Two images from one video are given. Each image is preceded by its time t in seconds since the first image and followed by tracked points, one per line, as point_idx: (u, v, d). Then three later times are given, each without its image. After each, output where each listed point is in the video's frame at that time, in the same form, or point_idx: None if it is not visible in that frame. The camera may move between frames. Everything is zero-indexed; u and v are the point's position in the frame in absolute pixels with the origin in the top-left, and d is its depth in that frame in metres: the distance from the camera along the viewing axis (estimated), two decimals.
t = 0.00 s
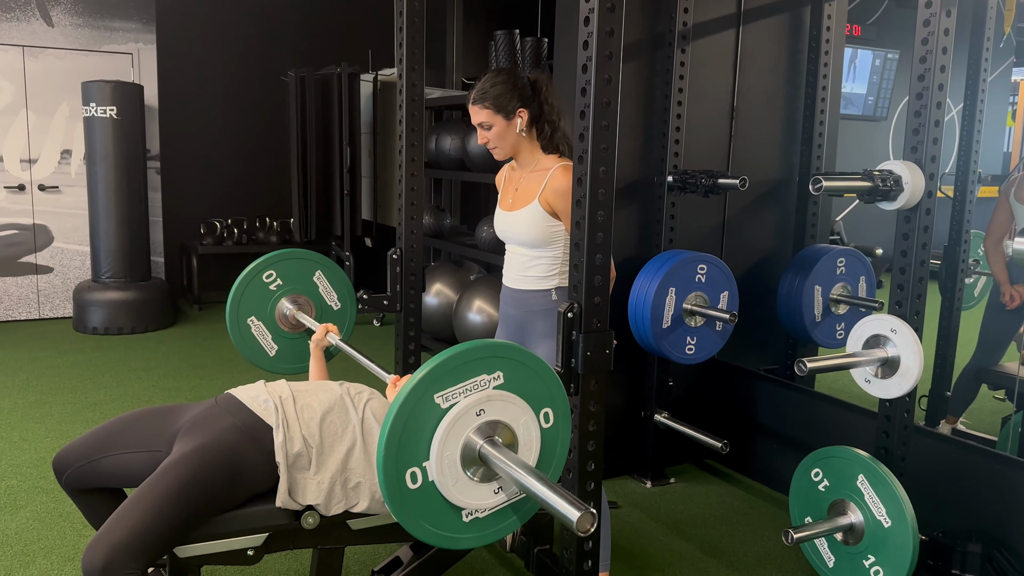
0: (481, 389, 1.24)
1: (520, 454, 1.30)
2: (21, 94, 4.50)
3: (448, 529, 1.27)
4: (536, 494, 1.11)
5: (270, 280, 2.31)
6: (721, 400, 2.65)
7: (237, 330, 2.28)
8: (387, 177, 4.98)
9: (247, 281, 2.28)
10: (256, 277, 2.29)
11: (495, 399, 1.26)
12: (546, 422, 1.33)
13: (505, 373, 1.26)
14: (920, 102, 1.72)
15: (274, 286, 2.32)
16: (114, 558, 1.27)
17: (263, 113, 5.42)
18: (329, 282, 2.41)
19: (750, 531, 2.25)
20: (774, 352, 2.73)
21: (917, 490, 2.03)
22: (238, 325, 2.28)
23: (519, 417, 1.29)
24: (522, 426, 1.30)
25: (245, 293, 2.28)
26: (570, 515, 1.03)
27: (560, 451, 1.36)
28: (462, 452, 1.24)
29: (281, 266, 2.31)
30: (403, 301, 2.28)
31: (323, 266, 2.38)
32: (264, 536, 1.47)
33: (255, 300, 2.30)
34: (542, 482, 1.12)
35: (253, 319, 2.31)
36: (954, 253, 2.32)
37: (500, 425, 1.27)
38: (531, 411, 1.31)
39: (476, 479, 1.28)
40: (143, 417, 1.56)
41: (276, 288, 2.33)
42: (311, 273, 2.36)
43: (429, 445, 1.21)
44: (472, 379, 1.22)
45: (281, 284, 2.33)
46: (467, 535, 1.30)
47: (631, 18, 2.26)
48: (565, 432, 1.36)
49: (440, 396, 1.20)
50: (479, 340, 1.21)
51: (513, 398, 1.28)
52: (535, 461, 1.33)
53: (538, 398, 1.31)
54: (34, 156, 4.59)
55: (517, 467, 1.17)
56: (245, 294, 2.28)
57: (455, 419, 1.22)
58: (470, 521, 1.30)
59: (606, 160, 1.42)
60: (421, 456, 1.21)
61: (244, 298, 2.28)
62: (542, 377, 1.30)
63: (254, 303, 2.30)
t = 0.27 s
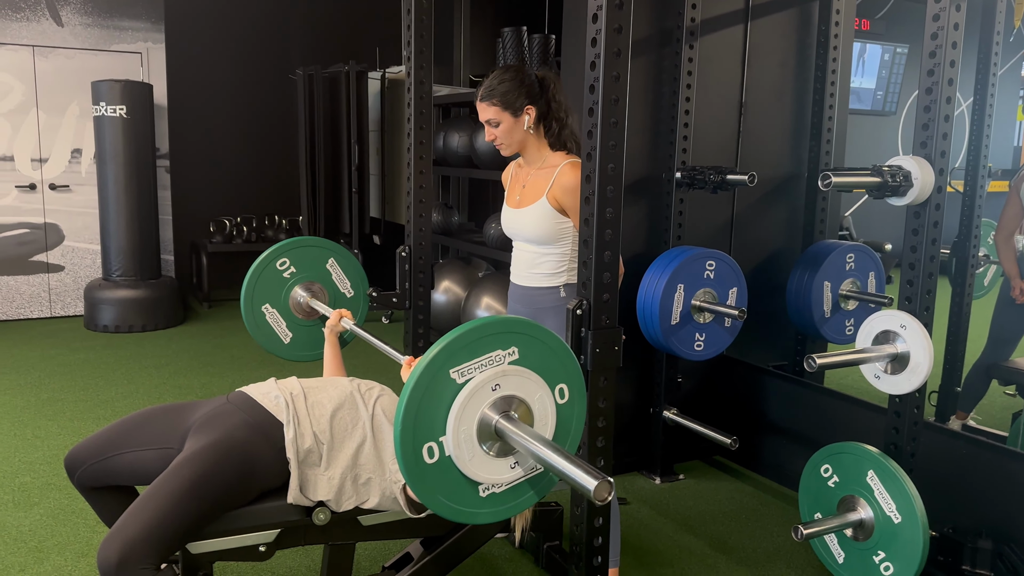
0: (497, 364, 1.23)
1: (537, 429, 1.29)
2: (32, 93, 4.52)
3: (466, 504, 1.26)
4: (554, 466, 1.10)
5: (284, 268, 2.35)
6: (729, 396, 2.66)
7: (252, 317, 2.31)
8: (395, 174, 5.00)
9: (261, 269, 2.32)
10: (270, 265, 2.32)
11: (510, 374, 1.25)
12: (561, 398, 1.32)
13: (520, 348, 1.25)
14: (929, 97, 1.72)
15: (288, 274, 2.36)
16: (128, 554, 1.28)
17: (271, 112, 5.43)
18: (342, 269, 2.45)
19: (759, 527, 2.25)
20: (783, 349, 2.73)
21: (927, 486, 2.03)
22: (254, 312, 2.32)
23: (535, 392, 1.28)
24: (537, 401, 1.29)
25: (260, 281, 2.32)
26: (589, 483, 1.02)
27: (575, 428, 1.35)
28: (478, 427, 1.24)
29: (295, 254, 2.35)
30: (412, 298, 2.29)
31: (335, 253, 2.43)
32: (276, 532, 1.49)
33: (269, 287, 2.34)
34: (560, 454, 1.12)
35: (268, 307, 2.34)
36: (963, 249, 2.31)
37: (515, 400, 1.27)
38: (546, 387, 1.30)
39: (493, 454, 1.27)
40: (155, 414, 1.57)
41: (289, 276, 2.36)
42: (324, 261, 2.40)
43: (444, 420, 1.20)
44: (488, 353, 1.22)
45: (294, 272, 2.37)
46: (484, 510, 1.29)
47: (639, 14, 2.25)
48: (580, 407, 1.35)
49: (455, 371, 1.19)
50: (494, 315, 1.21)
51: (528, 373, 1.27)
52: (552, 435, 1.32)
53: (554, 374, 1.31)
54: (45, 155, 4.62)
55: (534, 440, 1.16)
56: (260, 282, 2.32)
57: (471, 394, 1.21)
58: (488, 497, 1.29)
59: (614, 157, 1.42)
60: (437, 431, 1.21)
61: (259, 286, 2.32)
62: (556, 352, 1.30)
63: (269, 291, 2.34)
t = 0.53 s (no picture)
0: (515, 340, 1.23)
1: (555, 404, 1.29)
2: (43, 95, 4.55)
3: (485, 480, 1.26)
4: (573, 438, 1.09)
5: (300, 254, 2.37)
6: (740, 393, 2.65)
7: (269, 303, 2.33)
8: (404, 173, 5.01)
9: (278, 256, 2.34)
10: (287, 252, 2.35)
11: (529, 350, 1.25)
12: (578, 374, 1.32)
13: (539, 324, 1.25)
14: (940, 92, 1.71)
15: (304, 260, 2.38)
16: (141, 553, 1.29)
17: (279, 111, 5.46)
18: (358, 255, 2.46)
19: (769, 525, 2.24)
20: (793, 346, 2.72)
21: (939, 483, 2.02)
22: (271, 298, 2.33)
23: (553, 368, 1.28)
24: (555, 377, 1.29)
25: (277, 267, 2.34)
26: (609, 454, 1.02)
27: (594, 403, 1.35)
28: (496, 402, 1.24)
29: (310, 240, 2.37)
30: (421, 297, 2.29)
31: (352, 240, 2.44)
32: (287, 530, 1.50)
33: (286, 274, 2.36)
34: (578, 426, 1.11)
35: (284, 293, 2.36)
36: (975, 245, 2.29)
37: (533, 376, 1.26)
38: (564, 363, 1.30)
39: (511, 429, 1.26)
40: (167, 414, 1.58)
41: (306, 262, 2.39)
42: (341, 248, 2.42)
43: (463, 396, 1.20)
44: (506, 329, 1.21)
45: (311, 258, 2.39)
46: (503, 486, 1.29)
47: (647, 11, 2.25)
48: (598, 383, 1.35)
49: (474, 346, 1.19)
50: (512, 291, 1.20)
51: (547, 349, 1.27)
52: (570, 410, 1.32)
53: (571, 350, 1.30)
54: (56, 156, 4.65)
55: (553, 414, 1.16)
56: (277, 268, 2.34)
57: (489, 369, 1.21)
58: (507, 473, 1.28)
59: (623, 155, 1.42)
60: (456, 406, 1.21)
61: (275, 272, 2.34)
62: (574, 328, 1.29)
63: (285, 277, 2.36)
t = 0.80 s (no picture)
0: (529, 305, 1.24)
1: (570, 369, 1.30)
2: (56, 96, 4.59)
3: (500, 446, 1.26)
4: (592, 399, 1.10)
5: (313, 234, 2.38)
6: (752, 391, 2.64)
7: (284, 282, 2.35)
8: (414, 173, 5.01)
9: (292, 236, 2.35)
10: (300, 232, 2.35)
11: (543, 315, 1.26)
12: (593, 340, 1.33)
13: (552, 289, 1.26)
14: (952, 87, 1.69)
15: (318, 241, 2.39)
16: (154, 550, 1.30)
17: (290, 112, 5.48)
18: (371, 235, 2.47)
19: (781, 523, 2.23)
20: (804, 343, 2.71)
21: (952, 481, 2.00)
22: (285, 277, 2.35)
23: (567, 333, 1.29)
24: (570, 342, 1.29)
25: (290, 248, 2.35)
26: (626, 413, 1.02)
27: (609, 369, 1.36)
28: (511, 366, 1.24)
29: (324, 220, 2.38)
30: (430, 296, 2.30)
31: (365, 220, 2.45)
32: (299, 528, 1.51)
33: (300, 254, 2.37)
34: (597, 387, 1.12)
35: (298, 274, 2.38)
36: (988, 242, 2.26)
37: (548, 341, 1.27)
38: (578, 329, 1.31)
39: (526, 394, 1.27)
40: (180, 412, 1.59)
41: (319, 242, 2.39)
42: (354, 228, 2.43)
43: (478, 359, 1.20)
44: (521, 294, 1.22)
45: (324, 239, 2.40)
46: (519, 452, 1.28)
47: (656, 8, 2.24)
48: (613, 349, 1.36)
49: (488, 311, 1.20)
50: (525, 255, 1.21)
51: (561, 314, 1.28)
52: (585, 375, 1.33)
53: (585, 315, 1.31)
54: (69, 157, 4.69)
55: (570, 376, 1.16)
56: (291, 248, 2.35)
57: (504, 333, 1.22)
58: (522, 439, 1.28)
59: (633, 152, 1.42)
60: (471, 370, 1.21)
61: (289, 253, 2.35)
62: (588, 294, 1.30)
63: (299, 258, 2.37)
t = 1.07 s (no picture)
0: (542, 261, 1.24)
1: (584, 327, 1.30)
2: (67, 98, 4.62)
3: (514, 403, 1.26)
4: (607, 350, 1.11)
5: (325, 210, 2.41)
6: (763, 389, 2.63)
7: (296, 257, 2.37)
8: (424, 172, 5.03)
9: (305, 211, 2.38)
10: (313, 208, 2.38)
11: (556, 271, 1.26)
12: (606, 299, 1.33)
13: (565, 246, 1.26)
14: (964, 82, 1.68)
15: (330, 217, 2.42)
16: (167, 545, 1.30)
17: (300, 112, 5.50)
18: (383, 212, 2.51)
19: (793, 522, 2.22)
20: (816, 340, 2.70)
21: (966, 479, 1.99)
22: (297, 252, 2.38)
23: (580, 290, 1.29)
24: (583, 300, 1.30)
25: (303, 223, 2.38)
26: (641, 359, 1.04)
27: (623, 328, 1.36)
28: (524, 323, 1.24)
29: (336, 196, 2.41)
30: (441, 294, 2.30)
31: (376, 197, 2.48)
32: (311, 525, 1.51)
33: (313, 230, 2.40)
34: (612, 339, 1.13)
35: (311, 250, 2.40)
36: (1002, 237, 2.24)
37: (561, 298, 1.27)
38: (592, 286, 1.31)
39: (540, 351, 1.27)
40: (191, 409, 1.60)
41: (331, 219, 2.42)
42: (365, 204, 2.46)
43: (491, 315, 1.21)
44: (533, 250, 1.23)
45: (336, 215, 2.43)
46: (532, 410, 1.29)
47: (666, 5, 2.24)
48: (626, 309, 1.36)
49: (501, 266, 1.20)
50: (537, 212, 1.22)
51: (574, 271, 1.28)
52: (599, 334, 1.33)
53: (599, 274, 1.31)
54: (81, 158, 4.72)
55: (584, 330, 1.17)
56: (304, 224, 2.38)
57: (517, 289, 1.22)
58: (535, 397, 1.29)
59: (643, 147, 1.41)
60: (484, 327, 1.21)
61: (302, 229, 2.38)
62: (601, 252, 1.30)
63: (312, 234, 2.40)
